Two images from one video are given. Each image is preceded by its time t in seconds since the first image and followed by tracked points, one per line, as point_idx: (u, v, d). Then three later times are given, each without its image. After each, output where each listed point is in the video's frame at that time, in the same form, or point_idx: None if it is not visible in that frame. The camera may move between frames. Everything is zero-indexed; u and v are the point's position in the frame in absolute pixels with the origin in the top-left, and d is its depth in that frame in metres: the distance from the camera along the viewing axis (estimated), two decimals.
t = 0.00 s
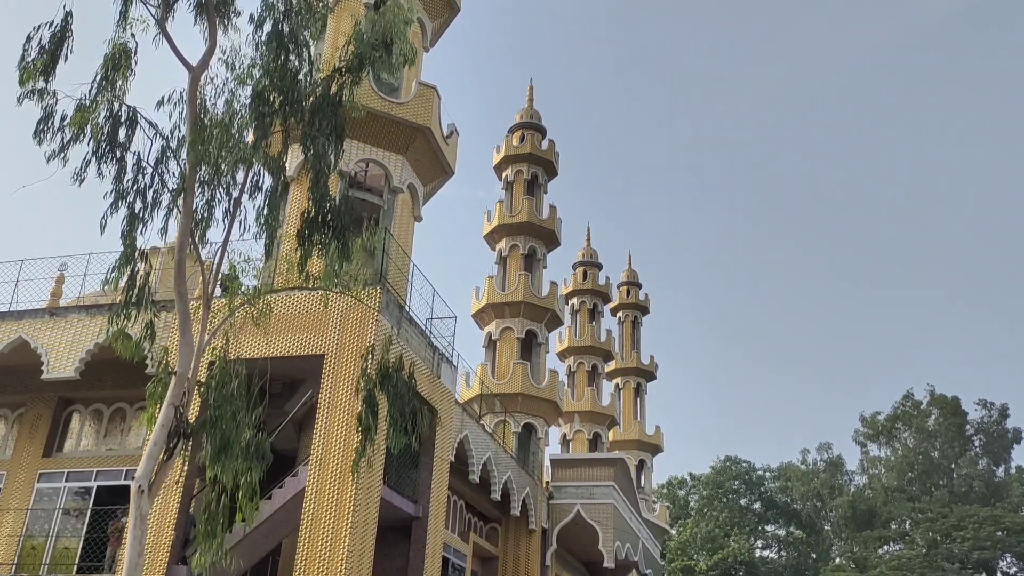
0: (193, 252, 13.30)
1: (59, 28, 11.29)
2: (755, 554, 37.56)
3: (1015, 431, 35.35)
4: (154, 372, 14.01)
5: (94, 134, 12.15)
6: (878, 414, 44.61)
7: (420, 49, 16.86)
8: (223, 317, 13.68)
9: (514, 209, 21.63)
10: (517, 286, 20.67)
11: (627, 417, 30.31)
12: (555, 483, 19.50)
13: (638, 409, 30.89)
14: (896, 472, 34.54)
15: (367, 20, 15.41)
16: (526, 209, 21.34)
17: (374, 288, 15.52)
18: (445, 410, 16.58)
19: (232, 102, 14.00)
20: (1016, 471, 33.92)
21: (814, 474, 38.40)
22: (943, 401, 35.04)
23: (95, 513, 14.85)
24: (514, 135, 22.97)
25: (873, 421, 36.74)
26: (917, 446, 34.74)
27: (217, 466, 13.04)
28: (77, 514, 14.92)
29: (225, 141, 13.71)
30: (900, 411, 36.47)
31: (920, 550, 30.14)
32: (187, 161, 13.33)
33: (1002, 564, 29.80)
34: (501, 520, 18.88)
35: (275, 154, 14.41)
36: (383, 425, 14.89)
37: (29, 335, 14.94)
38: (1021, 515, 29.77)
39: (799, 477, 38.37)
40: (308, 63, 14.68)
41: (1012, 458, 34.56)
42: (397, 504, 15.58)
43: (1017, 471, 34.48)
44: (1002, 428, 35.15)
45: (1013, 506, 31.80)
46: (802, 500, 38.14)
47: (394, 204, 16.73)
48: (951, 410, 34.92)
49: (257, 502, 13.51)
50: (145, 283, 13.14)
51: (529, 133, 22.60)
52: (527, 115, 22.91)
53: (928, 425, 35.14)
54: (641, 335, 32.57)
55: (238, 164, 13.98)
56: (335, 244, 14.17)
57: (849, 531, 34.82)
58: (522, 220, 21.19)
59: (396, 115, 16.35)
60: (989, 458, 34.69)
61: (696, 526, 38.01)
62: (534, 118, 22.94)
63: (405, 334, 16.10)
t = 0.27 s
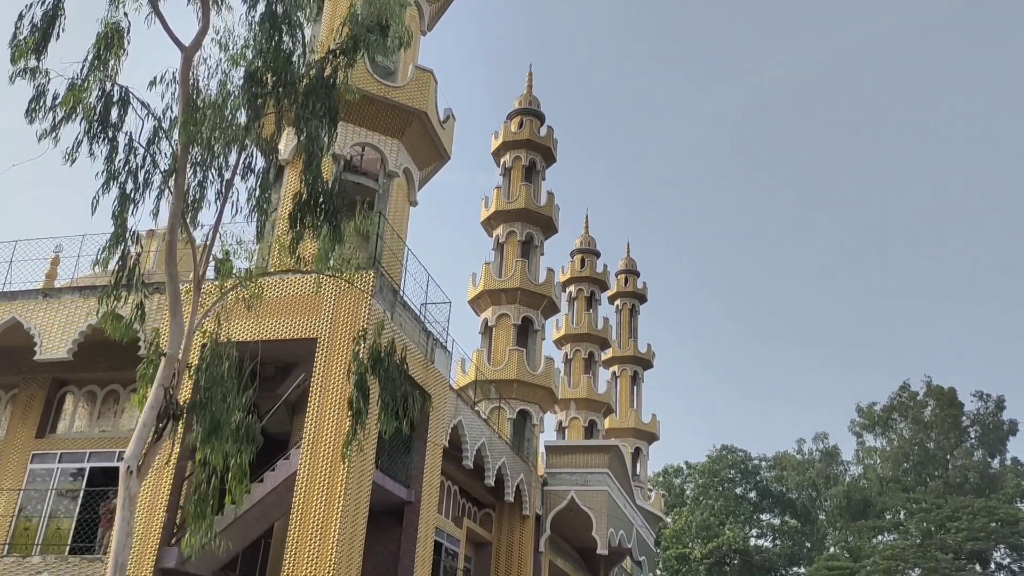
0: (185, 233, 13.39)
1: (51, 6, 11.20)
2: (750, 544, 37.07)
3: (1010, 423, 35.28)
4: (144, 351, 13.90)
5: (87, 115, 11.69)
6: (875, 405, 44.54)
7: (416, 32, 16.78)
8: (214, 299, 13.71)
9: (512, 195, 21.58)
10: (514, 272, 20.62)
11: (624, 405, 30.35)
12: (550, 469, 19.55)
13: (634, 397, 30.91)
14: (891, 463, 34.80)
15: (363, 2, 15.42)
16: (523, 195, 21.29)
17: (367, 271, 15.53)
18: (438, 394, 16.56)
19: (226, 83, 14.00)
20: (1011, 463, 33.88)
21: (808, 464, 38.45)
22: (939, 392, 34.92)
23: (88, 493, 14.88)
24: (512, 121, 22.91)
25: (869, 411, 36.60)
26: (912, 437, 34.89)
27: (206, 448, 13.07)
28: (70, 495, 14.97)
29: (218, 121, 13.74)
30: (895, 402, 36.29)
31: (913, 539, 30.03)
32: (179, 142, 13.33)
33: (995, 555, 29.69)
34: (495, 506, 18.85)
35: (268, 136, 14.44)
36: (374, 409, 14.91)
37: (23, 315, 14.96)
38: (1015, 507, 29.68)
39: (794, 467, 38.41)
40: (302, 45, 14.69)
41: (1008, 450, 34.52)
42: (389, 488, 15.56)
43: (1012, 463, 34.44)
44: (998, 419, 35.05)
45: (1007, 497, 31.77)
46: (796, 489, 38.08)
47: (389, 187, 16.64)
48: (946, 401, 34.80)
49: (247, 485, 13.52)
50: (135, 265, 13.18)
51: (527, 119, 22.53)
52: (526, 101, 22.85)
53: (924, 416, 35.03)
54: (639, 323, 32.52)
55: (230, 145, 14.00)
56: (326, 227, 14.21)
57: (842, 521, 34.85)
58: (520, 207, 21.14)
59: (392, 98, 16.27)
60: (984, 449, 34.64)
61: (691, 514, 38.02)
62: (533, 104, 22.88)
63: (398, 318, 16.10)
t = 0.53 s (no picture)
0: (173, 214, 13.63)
1: None
2: (743, 525, 37.40)
3: (1002, 407, 35.28)
4: (134, 334, 14.03)
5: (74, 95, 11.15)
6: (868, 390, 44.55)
7: (407, 14, 16.72)
8: (202, 283, 13.75)
9: (506, 179, 21.56)
10: (508, 257, 20.63)
11: (618, 389, 30.42)
12: (543, 453, 19.66)
13: (629, 382, 30.97)
14: (884, 447, 34.76)
15: None
16: (517, 179, 21.27)
17: (358, 256, 15.56)
18: (430, 378, 16.57)
19: (215, 65, 14.08)
20: (1003, 447, 33.93)
21: (802, 448, 38.45)
22: (932, 377, 34.83)
23: (80, 476, 14.94)
24: (506, 105, 22.88)
25: (863, 396, 36.64)
26: (905, 421, 34.92)
27: (195, 430, 13.12)
28: (62, 477, 15.01)
29: (206, 104, 13.87)
30: (889, 386, 36.24)
31: (905, 523, 30.13)
32: (167, 124, 13.42)
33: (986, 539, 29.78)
34: (488, 489, 18.88)
35: (256, 118, 14.54)
36: (364, 392, 14.96)
37: (13, 298, 14.98)
38: (1007, 491, 29.72)
39: (788, 451, 38.44)
40: (290, 27, 14.74)
41: (1000, 434, 34.59)
42: (380, 471, 15.59)
43: (1004, 447, 34.46)
44: (991, 404, 35.06)
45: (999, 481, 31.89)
46: (790, 473, 38.14)
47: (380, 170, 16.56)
48: (940, 386, 34.69)
49: (236, 468, 13.57)
50: (123, 248, 13.25)
51: (521, 103, 22.49)
52: (520, 85, 22.81)
53: (918, 401, 34.98)
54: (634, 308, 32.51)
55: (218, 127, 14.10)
56: (315, 210, 14.38)
57: (835, 505, 35.08)
58: (514, 191, 21.12)
59: (384, 81, 16.20)
60: (977, 434, 34.68)
61: (685, 498, 38.05)
62: (527, 88, 22.84)
63: (390, 302, 16.12)
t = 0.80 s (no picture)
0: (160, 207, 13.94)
1: None
2: (738, 514, 37.44)
3: (996, 394, 35.20)
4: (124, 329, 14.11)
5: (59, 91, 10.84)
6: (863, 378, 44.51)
7: (395, 6, 16.67)
8: (190, 278, 13.80)
9: (498, 170, 21.53)
10: (500, 248, 20.62)
11: (613, 380, 30.43)
12: (537, 444, 19.67)
13: (624, 372, 30.99)
14: (879, 434, 34.81)
15: None
16: (510, 170, 21.24)
17: (348, 248, 15.61)
18: (422, 370, 16.56)
19: (201, 58, 14.14)
20: (997, 434, 33.93)
21: (797, 436, 38.54)
22: (925, 364, 34.73)
23: (73, 472, 14.94)
24: (497, 96, 22.82)
25: (857, 384, 36.65)
26: (900, 409, 34.95)
27: (185, 424, 13.16)
28: (55, 473, 15.01)
29: (193, 97, 14.00)
30: (883, 374, 36.23)
31: (900, 510, 30.18)
32: (152, 118, 13.51)
33: (981, 525, 29.80)
34: (482, 481, 18.94)
35: (242, 110, 14.64)
36: (355, 384, 14.99)
37: (2, 294, 14.97)
38: (1001, 477, 29.74)
39: (783, 440, 38.54)
40: (277, 19, 14.77)
41: (994, 421, 34.54)
42: (373, 463, 15.58)
43: (998, 433, 34.35)
44: (985, 390, 34.98)
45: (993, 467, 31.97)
46: (785, 462, 38.23)
47: (371, 163, 16.46)
48: (933, 373, 34.57)
49: (225, 461, 13.64)
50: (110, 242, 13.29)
51: (512, 94, 22.43)
52: (511, 76, 22.75)
53: (912, 388, 35.01)
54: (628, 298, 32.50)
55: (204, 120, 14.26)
56: (302, 202, 14.58)
57: (830, 493, 35.12)
58: (506, 182, 21.08)
59: (372, 73, 16.13)
60: (971, 421, 34.69)
61: (681, 487, 38.05)
62: (519, 79, 22.78)
63: (380, 294, 16.14)
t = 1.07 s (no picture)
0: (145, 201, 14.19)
1: None
2: (729, 503, 37.56)
3: (983, 382, 35.32)
4: (110, 325, 14.19)
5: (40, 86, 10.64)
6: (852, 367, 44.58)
7: None
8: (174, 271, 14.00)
9: (485, 162, 21.51)
10: (489, 240, 20.63)
11: (603, 371, 30.48)
12: (527, 435, 19.77)
13: (614, 363, 31.05)
14: (868, 423, 34.78)
15: None
16: (497, 162, 21.22)
17: (334, 241, 15.71)
18: (410, 362, 16.56)
19: (184, 53, 14.24)
20: (985, 421, 34.02)
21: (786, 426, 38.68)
22: (914, 353, 34.93)
23: (61, 467, 14.95)
24: (485, 88, 22.78)
25: (845, 373, 36.70)
26: (888, 398, 34.90)
27: (171, 418, 13.19)
28: (43, 469, 15.00)
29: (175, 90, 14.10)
30: (871, 363, 36.34)
31: (889, 497, 30.30)
32: (134, 113, 13.61)
33: (969, 511, 29.89)
34: (472, 472, 19.00)
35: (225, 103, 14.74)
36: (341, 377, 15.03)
37: None
38: (988, 464, 29.85)
39: (772, 429, 38.69)
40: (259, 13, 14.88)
41: (981, 409, 34.60)
42: (360, 456, 15.59)
43: (986, 421, 34.50)
44: (972, 378, 35.11)
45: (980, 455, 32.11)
46: (775, 451, 38.42)
47: (356, 156, 16.42)
48: (922, 361, 34.76)
49: (211, 455, 13.84)
50: (93, 238, 13.28)
51: (500, 86, 22.40)
52: (498, 68, 22.73)
53: (900, 376, 35.08)
54: (617, 290, 32.52)
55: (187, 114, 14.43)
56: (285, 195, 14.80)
57: (820, 481, 35.11)
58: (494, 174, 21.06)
59: (357, 66, 16.07)
60: (959, 409, 34.76)
61: (671, 477, 38.13)
62: (506, 71, 22.76)
63: (367, 287, 16.19)
